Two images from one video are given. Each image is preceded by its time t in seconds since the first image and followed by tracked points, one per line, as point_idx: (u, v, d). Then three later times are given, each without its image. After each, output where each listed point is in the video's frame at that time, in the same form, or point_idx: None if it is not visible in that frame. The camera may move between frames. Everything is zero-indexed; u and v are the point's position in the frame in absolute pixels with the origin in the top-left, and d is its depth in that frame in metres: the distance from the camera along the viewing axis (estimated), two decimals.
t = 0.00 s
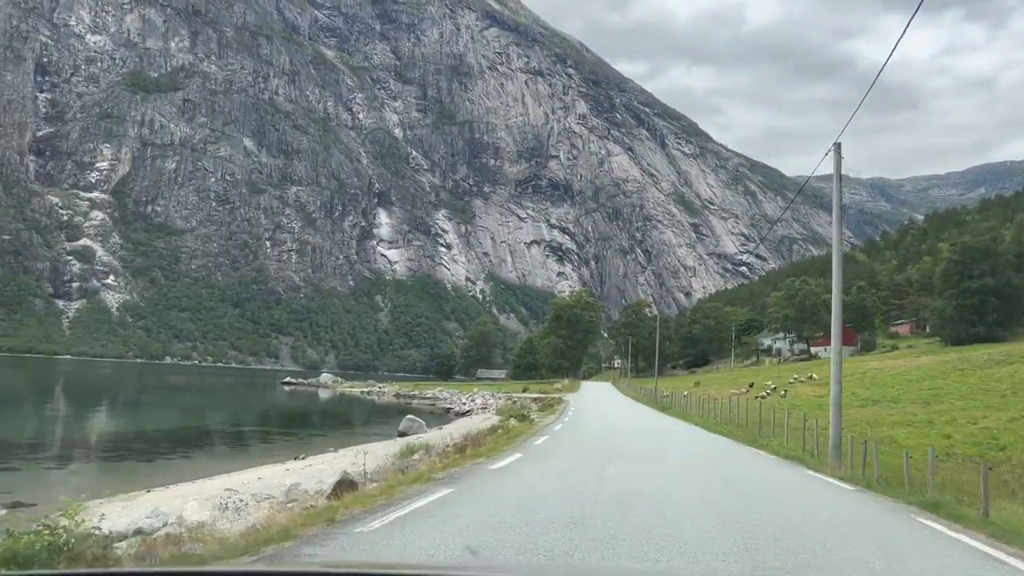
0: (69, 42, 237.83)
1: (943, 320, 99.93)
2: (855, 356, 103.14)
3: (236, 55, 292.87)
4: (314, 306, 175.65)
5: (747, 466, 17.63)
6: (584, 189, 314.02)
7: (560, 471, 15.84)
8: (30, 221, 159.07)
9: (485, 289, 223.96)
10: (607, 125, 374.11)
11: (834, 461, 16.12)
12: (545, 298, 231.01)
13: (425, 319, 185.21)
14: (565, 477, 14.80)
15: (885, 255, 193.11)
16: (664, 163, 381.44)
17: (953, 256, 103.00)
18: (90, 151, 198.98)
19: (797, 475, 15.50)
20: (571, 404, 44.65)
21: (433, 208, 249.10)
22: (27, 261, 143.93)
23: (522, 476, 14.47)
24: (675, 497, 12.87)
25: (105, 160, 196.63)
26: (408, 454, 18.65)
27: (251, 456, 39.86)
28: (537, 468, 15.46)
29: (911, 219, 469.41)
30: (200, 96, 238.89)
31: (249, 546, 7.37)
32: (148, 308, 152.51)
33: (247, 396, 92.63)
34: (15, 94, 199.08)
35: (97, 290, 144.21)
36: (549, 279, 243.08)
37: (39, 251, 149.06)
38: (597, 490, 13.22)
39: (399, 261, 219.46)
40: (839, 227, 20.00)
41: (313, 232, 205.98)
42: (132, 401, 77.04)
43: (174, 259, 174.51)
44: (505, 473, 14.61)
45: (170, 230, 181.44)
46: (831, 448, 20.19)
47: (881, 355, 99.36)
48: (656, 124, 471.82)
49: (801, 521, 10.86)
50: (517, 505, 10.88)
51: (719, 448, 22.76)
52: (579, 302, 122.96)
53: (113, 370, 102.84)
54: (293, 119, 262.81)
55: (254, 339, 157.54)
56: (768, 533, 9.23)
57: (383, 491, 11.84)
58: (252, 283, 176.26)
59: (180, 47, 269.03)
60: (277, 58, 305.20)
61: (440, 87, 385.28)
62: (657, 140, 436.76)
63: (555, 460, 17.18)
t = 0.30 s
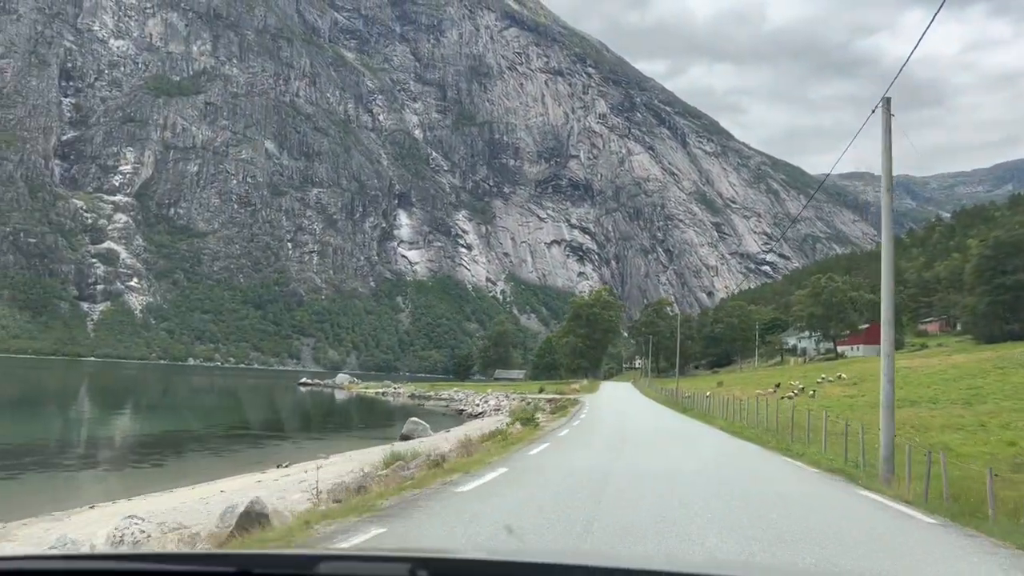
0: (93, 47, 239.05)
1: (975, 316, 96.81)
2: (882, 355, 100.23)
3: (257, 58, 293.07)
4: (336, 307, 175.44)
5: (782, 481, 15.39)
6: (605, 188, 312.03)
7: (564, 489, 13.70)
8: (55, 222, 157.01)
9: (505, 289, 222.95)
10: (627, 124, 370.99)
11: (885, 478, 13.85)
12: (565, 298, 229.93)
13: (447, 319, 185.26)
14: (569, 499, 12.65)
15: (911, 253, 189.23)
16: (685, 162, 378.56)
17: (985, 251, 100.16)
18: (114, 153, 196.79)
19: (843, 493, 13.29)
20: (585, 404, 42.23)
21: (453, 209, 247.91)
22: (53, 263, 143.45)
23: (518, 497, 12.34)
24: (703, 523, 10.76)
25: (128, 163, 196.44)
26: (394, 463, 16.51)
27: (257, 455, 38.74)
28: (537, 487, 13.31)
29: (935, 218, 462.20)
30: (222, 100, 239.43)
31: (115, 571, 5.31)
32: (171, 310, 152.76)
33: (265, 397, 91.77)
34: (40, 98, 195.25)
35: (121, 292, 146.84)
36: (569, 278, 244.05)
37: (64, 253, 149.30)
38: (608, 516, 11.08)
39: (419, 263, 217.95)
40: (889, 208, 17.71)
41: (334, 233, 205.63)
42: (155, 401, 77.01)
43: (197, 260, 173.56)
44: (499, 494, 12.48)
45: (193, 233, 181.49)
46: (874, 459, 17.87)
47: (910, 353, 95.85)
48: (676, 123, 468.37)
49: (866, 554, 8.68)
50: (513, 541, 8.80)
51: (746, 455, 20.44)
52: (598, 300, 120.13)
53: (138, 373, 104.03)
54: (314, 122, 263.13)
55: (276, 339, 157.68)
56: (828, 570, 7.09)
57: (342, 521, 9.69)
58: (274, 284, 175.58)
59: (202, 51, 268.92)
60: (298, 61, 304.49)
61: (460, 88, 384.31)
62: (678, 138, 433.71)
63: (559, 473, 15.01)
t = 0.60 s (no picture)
0: (106, 50, 237.95)
1: (998, 312, 94.01)
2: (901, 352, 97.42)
3: (268, 59, 291.62)
4: (348, 308, 174.06)
5: (817, 499, 13.40)
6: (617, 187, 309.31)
7: (563, 512, 11.74)
8: (68, 225, 154.69)
9: (517, 289, 220.92)
10: (639, 123, 367.15)
11: (940, 499, 11.95)
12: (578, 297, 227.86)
13: (458, 319, 183.50)
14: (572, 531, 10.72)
15: (929, 249, 185.92)
16: (698, 160, 375.20)
17: (1008, 245, 97.28)
18: (127, 155, 194.80)
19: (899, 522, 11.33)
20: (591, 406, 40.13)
21: (465, 209, 245.97)
22: (67, 265, 142.19)
23: (513, 526, 10.26)
24: (744, 573, 8.87)
25: (140, 165, 194.74)
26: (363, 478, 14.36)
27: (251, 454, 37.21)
28: (531, 512, 11.34)
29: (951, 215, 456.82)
30: (233, 101, 237.93)
31: None
32: (184, 310, 151.39)
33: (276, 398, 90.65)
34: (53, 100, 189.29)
35: (134, 294, 145.53)
36: (582, 278, 242.06)
37: (77, 255, 147.55)
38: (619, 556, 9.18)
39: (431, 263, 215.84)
40: (930, 190, 15.77)
41: (346, 234, 204.01)
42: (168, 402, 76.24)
43: (209, 262, 171.99)
44: (493, 523, 10.44)
45: (206, 233, 180.22)
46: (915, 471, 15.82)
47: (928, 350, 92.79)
48: (689, 121, 464.48)
49: None
50: None
51: (763, 463, 18.46)
52: (609, 298, 117.34)
53: (152, 374, 103.33)
54: (326, 123, 261.40)
55: (288, 340, 156.52)
56: None
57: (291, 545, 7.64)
58: (286, 284, 174.48)
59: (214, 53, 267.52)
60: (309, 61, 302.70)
61: (471, 88, 382.04)
62: (691, 136, 429.99)
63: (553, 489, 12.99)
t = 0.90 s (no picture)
0: (108, 51, 235.63)
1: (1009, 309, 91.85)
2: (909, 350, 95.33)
3: (270, 59, 289.19)
4: (351, 308, 172.22)
5: (842, 509, 11.56)
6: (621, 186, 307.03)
7: (542, 519, 9.96)
8: (72, 226, 152.76)
9: (520, 289, 218.74)
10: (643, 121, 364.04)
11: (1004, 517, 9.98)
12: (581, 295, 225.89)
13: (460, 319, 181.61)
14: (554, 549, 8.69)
15: (936, 245, 183.76)
16: (701, 159, 372.71)
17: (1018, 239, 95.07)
18: (130, 157, 192.47)
19: (947, 539, 9.56)
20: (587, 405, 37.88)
21: (468, 209, 243.86)
22: (70, 267, 140.15)
23: (484, 540, 8.44)
24: None
25: (143, 166, 192.57)
26: (311, 491, 12.52)
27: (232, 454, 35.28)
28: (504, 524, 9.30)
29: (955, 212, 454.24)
30: (235, 102, 235.72)
31: None
32: (187, 312, 149.28)
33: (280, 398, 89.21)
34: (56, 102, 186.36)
35: (137, 295, 143.37)
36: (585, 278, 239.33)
37: (80, 257, 145.25)
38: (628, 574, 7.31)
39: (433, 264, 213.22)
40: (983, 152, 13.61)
41: (349, 234, 201.90)
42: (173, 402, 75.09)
43: (212, 263, 169.74)
44: (460, 537, 8.62)
45: (209, 235, 178.27)
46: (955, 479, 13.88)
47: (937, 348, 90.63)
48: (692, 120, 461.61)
49: None
50: None
51: (779, 467, 16.34)
52: (611, 296, 115.38)
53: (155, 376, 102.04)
54: (328, 123, 259.07)
55: (290, 341, 154.94)
56: None
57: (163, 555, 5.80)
58: (290, 284, 173.12)
59: (216, 53, 265.32)
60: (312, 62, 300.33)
61: (474, 88, 379.62)
62: (694, 135, 427.36)
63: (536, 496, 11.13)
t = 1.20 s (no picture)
0: (101, 51, 232.29)
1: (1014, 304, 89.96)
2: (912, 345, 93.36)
3: (265, 58, 285.47)
4: (347, 309, 169.52)
5: (866, 533, 9.79)
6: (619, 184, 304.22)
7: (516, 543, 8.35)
8: (66, 226, 150.16)
9: (518, 287, 216.32)
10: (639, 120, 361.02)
11: None
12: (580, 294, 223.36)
13: (457, 318, 178.99)
14: None
15: (937, 241, 181.80)
16: (698, 157, 370.19)
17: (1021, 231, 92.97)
18: (125, 157, 189.73)
19: None
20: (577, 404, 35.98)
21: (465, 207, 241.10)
22: (64, 268, 137.48)
23: None
24: None
25: (138, 166, 189.82)
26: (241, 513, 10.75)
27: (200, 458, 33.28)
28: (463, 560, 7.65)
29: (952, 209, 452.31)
30: (230, 101, 232.69)
31: None
32: (182, 311, 146.41)
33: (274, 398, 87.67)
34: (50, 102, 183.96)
35: (132, 295, 140.11)
36: (582, 277, 236.99)
37: (75, 258, 142.47)
38: None
39: (430, 263, 210.56)
40: None
41: (345, 234, 199.19)
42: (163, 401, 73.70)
43: (209, 263, 166.82)
44: None
45: (204, 235, 175.85)
46: (985, 497, 11.89)
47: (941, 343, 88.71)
48: (689, 118, 458.66)
49: None
50: None
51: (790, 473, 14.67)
52: (606, 292, 113.14)
53: (148, 378, 100.54)
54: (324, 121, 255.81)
55: (286, 343, 152.59)
56: None
57: None
58: (286, 284, 170.64)
59: (211, 53, 262.03)
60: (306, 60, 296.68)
61: (469, 87, 376.17)
62: (691, 133, 424.40)
63: (490, 518, 9.45)
